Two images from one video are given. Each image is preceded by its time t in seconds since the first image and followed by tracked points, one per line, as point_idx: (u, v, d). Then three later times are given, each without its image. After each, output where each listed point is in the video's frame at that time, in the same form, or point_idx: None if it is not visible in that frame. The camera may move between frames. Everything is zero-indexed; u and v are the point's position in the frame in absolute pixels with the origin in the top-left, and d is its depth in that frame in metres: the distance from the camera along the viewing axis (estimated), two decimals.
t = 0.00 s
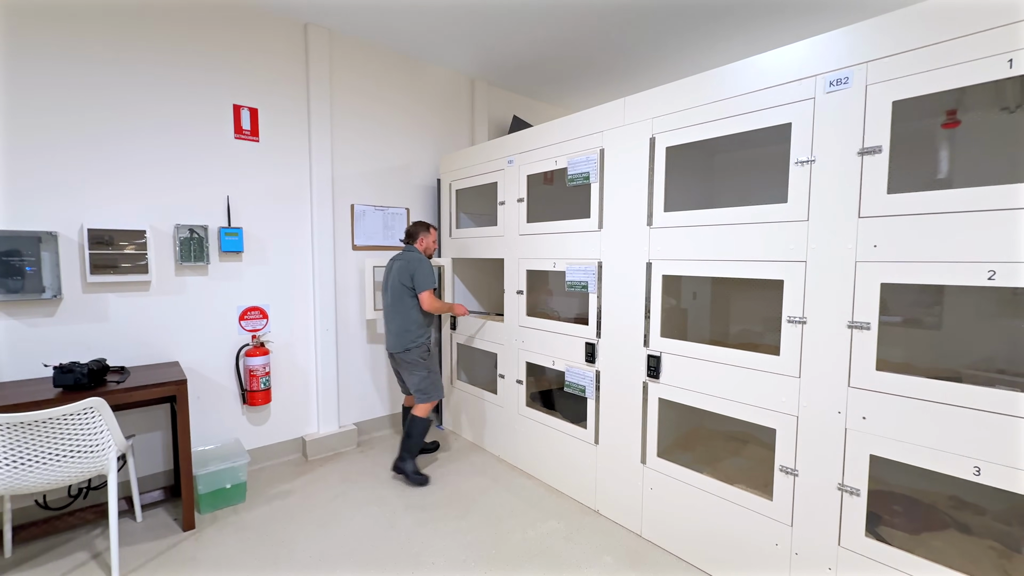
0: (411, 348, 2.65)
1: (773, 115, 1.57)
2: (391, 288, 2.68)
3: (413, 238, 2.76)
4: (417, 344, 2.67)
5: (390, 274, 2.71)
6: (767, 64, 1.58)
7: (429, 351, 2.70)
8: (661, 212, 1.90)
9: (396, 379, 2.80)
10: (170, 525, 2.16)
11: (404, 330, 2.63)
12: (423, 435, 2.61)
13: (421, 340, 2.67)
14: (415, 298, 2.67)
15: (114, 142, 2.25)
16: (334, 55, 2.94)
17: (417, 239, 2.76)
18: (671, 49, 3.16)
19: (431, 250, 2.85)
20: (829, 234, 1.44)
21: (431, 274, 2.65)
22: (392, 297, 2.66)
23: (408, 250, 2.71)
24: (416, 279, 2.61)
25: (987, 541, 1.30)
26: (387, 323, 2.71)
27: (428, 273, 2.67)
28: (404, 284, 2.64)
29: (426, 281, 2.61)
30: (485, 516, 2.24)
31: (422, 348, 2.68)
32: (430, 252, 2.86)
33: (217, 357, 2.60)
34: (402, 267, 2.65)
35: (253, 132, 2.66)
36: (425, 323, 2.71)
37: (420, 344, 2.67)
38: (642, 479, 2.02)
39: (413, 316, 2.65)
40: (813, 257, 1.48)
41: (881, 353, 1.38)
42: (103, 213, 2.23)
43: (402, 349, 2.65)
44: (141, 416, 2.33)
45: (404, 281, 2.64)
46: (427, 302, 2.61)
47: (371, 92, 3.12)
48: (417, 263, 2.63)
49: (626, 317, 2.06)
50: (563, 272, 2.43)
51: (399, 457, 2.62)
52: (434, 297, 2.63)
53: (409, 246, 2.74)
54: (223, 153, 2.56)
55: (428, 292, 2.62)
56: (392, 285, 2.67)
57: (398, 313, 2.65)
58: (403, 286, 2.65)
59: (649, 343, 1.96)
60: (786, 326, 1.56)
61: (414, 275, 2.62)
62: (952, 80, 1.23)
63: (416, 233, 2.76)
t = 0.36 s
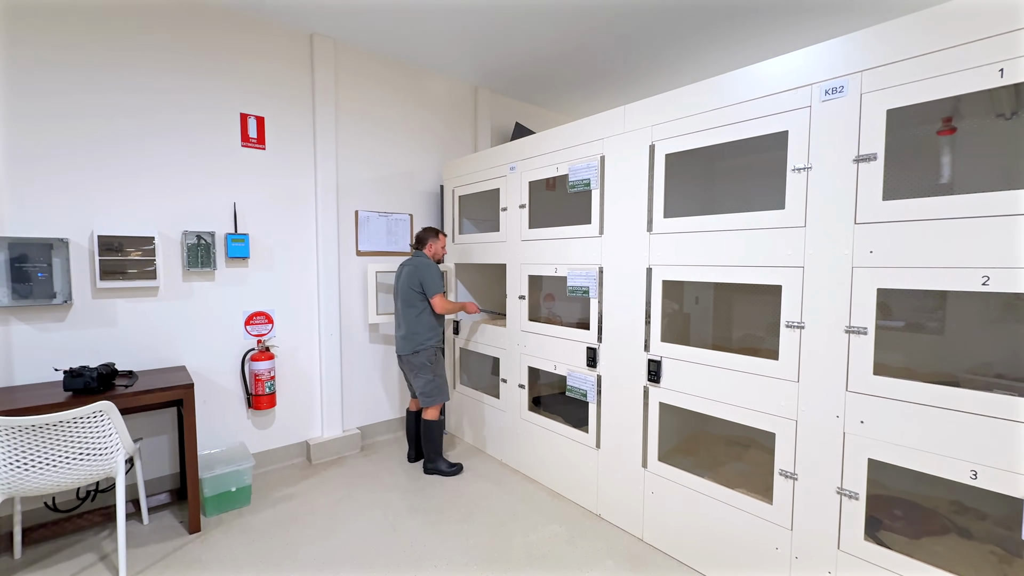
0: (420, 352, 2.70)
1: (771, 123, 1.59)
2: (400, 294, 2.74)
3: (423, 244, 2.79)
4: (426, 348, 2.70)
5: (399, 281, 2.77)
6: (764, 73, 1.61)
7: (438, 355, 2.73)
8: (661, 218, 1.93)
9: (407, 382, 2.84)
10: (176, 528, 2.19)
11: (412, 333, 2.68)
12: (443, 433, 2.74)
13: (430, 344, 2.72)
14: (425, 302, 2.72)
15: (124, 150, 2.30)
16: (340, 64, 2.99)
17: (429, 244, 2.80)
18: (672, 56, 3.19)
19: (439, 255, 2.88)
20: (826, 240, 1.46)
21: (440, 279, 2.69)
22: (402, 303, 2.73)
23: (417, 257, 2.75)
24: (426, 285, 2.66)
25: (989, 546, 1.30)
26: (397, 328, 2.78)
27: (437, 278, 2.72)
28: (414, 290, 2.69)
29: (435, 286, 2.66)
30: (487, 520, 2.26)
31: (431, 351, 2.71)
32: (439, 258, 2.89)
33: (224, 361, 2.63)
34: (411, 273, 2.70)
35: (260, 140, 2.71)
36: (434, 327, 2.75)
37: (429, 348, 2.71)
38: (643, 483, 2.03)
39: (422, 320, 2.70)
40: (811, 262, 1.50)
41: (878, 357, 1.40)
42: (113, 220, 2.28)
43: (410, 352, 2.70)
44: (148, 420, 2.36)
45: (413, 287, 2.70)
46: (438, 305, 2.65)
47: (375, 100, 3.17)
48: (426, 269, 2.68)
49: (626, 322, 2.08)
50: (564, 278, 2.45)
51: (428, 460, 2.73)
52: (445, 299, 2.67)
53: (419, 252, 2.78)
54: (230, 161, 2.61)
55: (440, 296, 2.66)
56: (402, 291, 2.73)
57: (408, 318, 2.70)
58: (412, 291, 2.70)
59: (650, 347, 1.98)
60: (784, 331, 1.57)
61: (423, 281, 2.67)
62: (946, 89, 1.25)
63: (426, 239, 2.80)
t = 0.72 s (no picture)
0: (425, 353, 2.72)
1: (767, 126, 1.61)
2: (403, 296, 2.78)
3: (428, 246, 2.82)
4: (431, 349, 2.72)
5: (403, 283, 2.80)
6: (760, 77, 1.63)
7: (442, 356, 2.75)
8: (660, 220, 1.94)
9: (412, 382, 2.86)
10: (178, 528, 2.20)
11: (418, 334, 2.71)
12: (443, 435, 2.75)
13: (433, 345, 2.73)
14: (429, 304, 2.74)
15: (128, 154, 2.33)
16: (341, 68, 3.02)
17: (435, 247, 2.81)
18: (672, 59, 3.21)
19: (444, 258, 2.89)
20: (822, 241, 1.47)
21: (444, 281, 2.71)
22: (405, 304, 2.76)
23: (421, 258, 2.77)
24: (428, 286, 2.67)
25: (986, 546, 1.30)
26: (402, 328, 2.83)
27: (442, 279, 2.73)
28: (417, 291, 2.72)
29: (438, 287, 2.66)
30: (488, 521, 2.27)
31: (435, 352, 2.73)
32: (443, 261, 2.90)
33: (226, 363, 2.65)
34: (414, 275, 2.73)
35: (262, 143, 2.74)
36: (438, 328, 2.77)
37: (434, 349, 2.73)
38: (643, 484, 2.04)
39: (427, 321, 2.72)
40: (808, 264, 1.51)
41: (875, 358, 1.41)
42: (117, 223, 2.30)
43: (414, 353, 2.73)
44: (151, 420, 2.38)
45: (418, 289, 2.72)
46: (442, 307, 2.65)
47: (376, 103, 3.19)
48: (427, 271, 2.70)
49: (626, 323, 2.09)
50: (564, 280, 2.47)
51: (428, 461, 2.75)
52: (449, 301, 2.66)
53: (423, 254, 2.80)
54: (232, 164, 2.64)
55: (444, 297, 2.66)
56: (405, 292, 2.76)
57: (411, 319, 2.73)
58: (415, 293, 2.73)
59: (649, 348, 1.99)
60: (782, 332, 1.58)
61: (426, 282, 2.68)
62: (940, 92, 1.26)
63: (432, 241, 2.82)
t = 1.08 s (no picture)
0: (428, 354, 2.73)
1: (765, 127, 1.62)
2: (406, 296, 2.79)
3: (433, 247, 2.84)
4: (434, 350, 2.73)
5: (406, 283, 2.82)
6: (758, 78, 1.64)
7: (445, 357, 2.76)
8: (659, 220, 1.96)
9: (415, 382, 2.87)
10: (179, 527, 2.21)
11: (421, 336, 2.72)
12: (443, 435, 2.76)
13: (437, 346, 2.74)
14: (432, 305, 2.75)
15: (130, 155, 2.34)
16: (343, 70, 3.04)
17: (440, 248, 2.83)
18: (671, 60, 3.23)
19: (448, 259, 2.90)
20: (819, 241, 1.49)
21: (447, 283, 2.71)
22: (408, 304, 2.78)
23: (425, 259, 2.78)
24: (432, 287, 2.68)
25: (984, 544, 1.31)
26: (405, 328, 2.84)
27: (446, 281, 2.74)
28: (420, 292, 2.73)
29: (442, 289, 2.67)
30: (488, 520, 2.28)
31: (439, 353, 2.74)
32: (447, 262, 2.91)
33: (227, 363, 2.66)
34: (418, 275, 2.74)
35: (263, 144, 2.75)
36: (441, 329, 2.78)
37: (437, 349, 2.74)
38: (642, 483, 2.05)
39: (430, 322, 2.73)
40: (805, 263, 1.52)
41: (872, 357, 1.41)
42: (119, 223, 2.32)
43: (417, 353, 2.74)
44: (152, 420, 2.39)
45: (421, 290, 2.73)
46: (445, 309, 2.66)
47: (377, 104, 3.21)
48: (431, 271, 2.71)
49: (625, 323, 2.11)
50: (564, 280, 2.48)
51: (429, 461, 2.76)
52: (453, 302, 2.67)
53: (428, 255, 2.82)
54: (234, 165, 2.65)
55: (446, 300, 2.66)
56: (408, 292, 2.78)
57: (414, 320, 2.74)
58: (419, 294, 2.74)
59: (648, 348, 2.00)
60: (779, 332, 1.59)
61: (429, 283, 2.69)
62: (936, 93, 1.27)
63: (437, 243, 2.84)
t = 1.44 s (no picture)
0: (437, 351, 2.76)
1: (773, 125, 1.62)
2: (417, 293, 2.83)
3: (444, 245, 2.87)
4: (443, 347, 2.77)
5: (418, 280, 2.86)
6: (766, 77, 1.64)
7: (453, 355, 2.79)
8: (666, 218, 1.96)
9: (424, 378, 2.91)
10: (193, 516, 2.27)
11: (431, 333, 2.75)
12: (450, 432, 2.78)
13: (445, 343, 2.77)
14: (442, 303, 2.78)
15: (150, 154, 2.42)
16: (355, 71, 3.09)
17: (451, 246, 2.86)
18: (682, 60, 3.22)
19: (459, 258, 2.93)
20: (827, 239, 1.48)
21: (458, 282, 2.74)
22: (419, 301, 2.82)
23: (436, 257, 2.81)
24: (443, 285, 2.72)
25: (996, 548, 1.29)
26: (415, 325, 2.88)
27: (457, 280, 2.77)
28: (431, 289, 2.76)
29: (452, 287, 2.70)
30: (493, 516, 2.29)
31: (448, 351, 2.78)
32: (458, 260, 2.94)
33: (240, 357, 2.72)
34: (429, 273, 2.77)
35: (278, 143, 2.81)
36: (451, 327, 2.81)
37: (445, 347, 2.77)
38: (648, 481, 2.05)
39: (440, 320, 2.76)
40: (812, 261, 1.52)
41: (880, 357, 1.41)
42: (139, 220, 2.39)
43: (426, 350, 2.78)
44: (168, 411, 2.45)
45: (432, 288, 2.76)
46: (455, 307, 2.69)
47: (389, 105, 3.26)
48: (442, 269, 2.74)
49: (632, 321, 2.11)
50: (571, 278, 2.49)
51: (436, 457, 2.79)
52: (463, 301, 2.71)
53: (439, 253, 2.85)
54: (249, 164, 2.72)
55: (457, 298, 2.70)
56: (420, 290, 2.81)
57: (424, 317, 2.78)
58: (429, 292, 2.77)
59: (655, 346, 2.00)
60: (786, 330, 1.59)
61: (440, 281, 2.73)
62: (947, 89, 1.26)
63: (448, 241, 2.87)
